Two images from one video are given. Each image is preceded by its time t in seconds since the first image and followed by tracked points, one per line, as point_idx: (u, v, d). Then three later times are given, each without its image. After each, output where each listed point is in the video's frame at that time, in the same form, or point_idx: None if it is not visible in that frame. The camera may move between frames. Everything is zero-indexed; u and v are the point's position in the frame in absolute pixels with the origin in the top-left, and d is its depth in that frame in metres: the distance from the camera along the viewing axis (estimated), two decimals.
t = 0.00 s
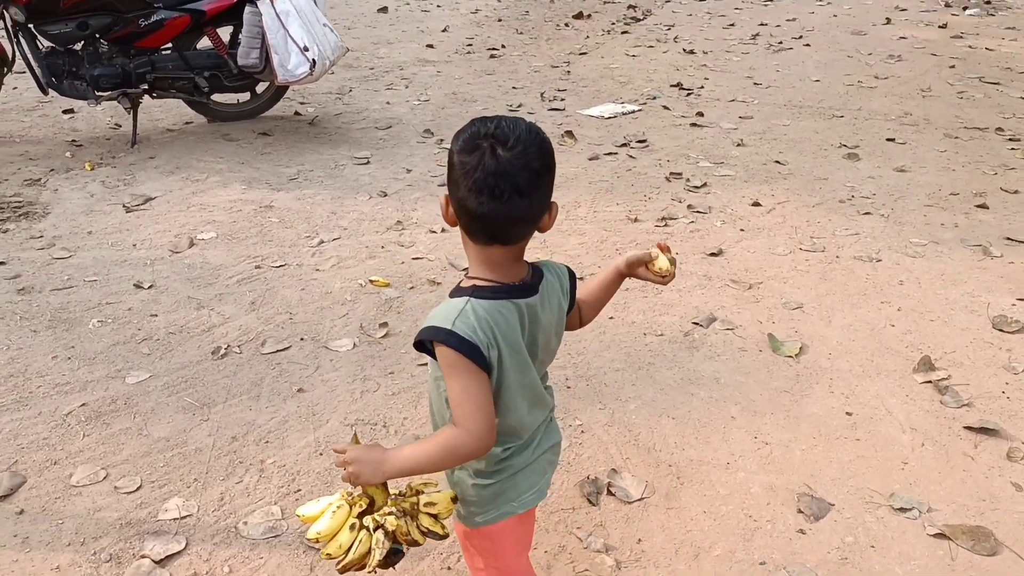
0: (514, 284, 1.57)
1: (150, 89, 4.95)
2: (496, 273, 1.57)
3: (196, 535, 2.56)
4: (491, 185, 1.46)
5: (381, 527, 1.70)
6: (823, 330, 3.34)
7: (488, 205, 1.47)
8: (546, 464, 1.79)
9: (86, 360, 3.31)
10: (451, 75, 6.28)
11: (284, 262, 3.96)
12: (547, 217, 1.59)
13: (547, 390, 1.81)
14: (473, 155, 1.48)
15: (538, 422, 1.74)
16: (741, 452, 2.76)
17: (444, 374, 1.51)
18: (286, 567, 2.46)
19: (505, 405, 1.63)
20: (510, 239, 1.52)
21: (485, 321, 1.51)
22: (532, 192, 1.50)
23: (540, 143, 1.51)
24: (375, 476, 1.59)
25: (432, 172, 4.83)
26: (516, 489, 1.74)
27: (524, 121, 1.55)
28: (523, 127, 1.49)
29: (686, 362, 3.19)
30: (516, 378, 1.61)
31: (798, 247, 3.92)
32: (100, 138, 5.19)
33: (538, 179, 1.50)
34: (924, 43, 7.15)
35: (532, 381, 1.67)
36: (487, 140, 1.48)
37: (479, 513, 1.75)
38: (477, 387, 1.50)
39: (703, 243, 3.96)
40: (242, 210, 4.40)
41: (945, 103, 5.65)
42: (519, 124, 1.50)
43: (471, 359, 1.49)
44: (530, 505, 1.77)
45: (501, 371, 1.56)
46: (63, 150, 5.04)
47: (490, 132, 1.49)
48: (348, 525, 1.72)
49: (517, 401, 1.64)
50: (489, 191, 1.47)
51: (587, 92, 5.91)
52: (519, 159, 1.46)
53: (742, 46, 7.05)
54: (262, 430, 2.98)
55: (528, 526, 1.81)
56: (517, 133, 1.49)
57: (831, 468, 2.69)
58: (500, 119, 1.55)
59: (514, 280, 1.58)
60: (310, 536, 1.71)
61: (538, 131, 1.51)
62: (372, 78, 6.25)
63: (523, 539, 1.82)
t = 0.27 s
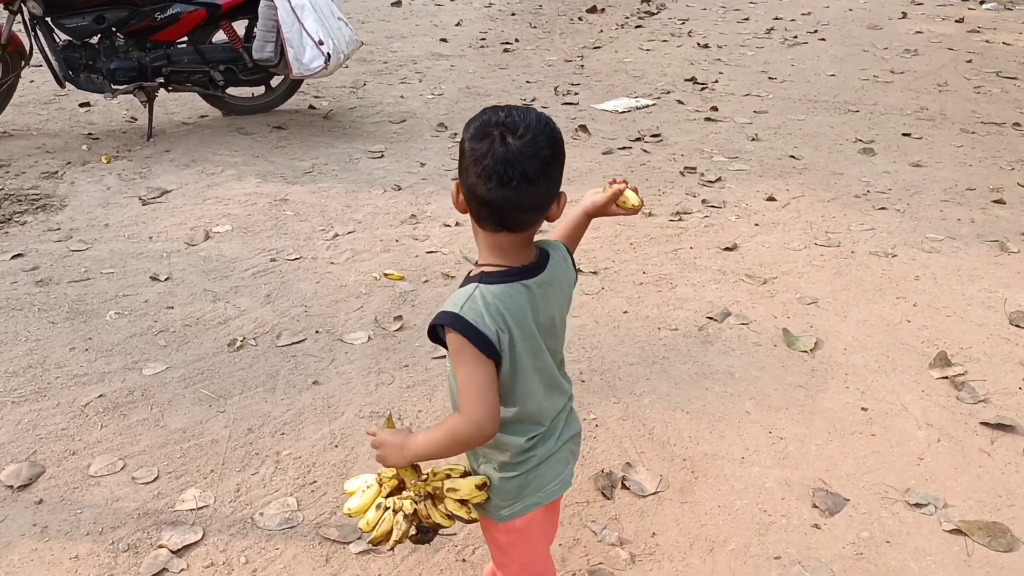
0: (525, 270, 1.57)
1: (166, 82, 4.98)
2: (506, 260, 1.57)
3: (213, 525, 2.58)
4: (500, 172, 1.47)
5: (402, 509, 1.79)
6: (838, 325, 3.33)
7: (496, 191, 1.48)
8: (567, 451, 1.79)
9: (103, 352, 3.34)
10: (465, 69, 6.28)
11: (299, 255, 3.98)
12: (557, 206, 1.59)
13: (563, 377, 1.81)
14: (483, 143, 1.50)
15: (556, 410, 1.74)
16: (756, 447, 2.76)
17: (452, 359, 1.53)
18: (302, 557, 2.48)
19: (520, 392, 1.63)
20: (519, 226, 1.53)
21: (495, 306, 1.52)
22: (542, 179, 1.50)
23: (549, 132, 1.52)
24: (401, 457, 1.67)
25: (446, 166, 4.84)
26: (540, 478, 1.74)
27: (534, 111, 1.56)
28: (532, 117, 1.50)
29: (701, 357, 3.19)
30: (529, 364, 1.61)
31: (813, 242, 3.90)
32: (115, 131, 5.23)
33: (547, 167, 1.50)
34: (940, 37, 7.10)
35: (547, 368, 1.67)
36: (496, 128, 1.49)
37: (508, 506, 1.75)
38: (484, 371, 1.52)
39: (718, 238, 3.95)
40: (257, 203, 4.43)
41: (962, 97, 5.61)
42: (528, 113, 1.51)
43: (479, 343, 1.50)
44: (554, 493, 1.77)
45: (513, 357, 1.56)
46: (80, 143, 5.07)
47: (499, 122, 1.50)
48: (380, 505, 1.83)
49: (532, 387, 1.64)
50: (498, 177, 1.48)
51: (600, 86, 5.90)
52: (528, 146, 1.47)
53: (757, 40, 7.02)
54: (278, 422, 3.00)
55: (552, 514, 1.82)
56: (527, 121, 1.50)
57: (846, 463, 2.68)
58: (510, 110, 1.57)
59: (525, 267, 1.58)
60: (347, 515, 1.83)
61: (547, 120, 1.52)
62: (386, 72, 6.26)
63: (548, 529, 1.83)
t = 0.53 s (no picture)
0: (540, 267, 1.58)
1: (177, 87, 5.02)
2: (522, 256, 1.58)
3: (227, 530, 2.59)
4: (518, 170, 1.47)
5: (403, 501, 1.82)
6: (850, 327, 3.32)
7: (513, 188, 1.49)
8: (579, 448, 1.79)
9: (117, 357, 3.36)
10: (475, 72, 6.29)
11: (311, 259, 3.99)
12: (573, 207, 1.59)
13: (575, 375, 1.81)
14: (502, 142, 1.50)
15: (569, 405, 1.74)
16: (768, 450, 2.75)
17: (461, 351, 1.56)
18: (315, 562, 2.49)
19: (532, 386, 1.63)
20: (534, 224, 1.53)
21: (509, 299, 1.53)
22: (558, 180, 1.51)
23: (567, 133, 1.52)
24: (400, 448, 1.71)
25: (456, 169, 4.85)
26: (552, 475, 1.73)
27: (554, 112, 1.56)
28: (551, 117, 1.50)
29: (712, 360, 3.19)
30: (541, 358, 1.62)
31: (824, 243, 3.89)
32: (127, 136, 5.26)
33: (565, 167, 1.51)
34: (951, 35, 7.06)
35: (558, 363, 1.67)
36: (515, 127, 1.50)
37: (520, 504, 1.74)
38: (492, 364, 1.54)
39: (729, 239, 3.95)
40: (268, 207, 4.45)
41: (974, 96, 5.58)
42: (547, 114, 1.51)
43: (491, 335, 1.51)
44: (567, 490, 1.77)
45: (525, 350, 1.57)
46: (93, 148, 5.11)
47: (519, 121, 1.51)
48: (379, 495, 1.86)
49: (544, 381, 1.65)
50: (516, 176, 1.48)
51: (610, 88, 5.90)
52: (546, 147, 1.47)
53: (766, 40, 7.00)
54: (291, 427, 3.01)
55: (566, 512, 1.82)
56: (545, 122, 1.50)
57: (859, 466, 2.67)
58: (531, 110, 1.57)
59: (540, 265, 1.59)
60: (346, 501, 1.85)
61: (566, 121, 1.52)
62: (395, 75, 6.28)
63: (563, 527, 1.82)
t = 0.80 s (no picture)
0: (548, 268, 1.60)
1: (189, 97, 5.06)
2: (529, 256, 1.59)
3: (240, 538, 2.60)
4: (527, 175, 1.49)
5: (388, 483, 1.84)
6: (863, 333, 3.31)
7: (521, 191, 1.50)
8: (578, 448, 1.80)
9: (130, 366, 3.38)
10: (484, 80, 6.31)
11: (322, 268, 4.01)
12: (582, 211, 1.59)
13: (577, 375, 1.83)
14: (514, 145, 1.50)
15: (570, 404, 1.76)
16: (781, 457, 2.74)
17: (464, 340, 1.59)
18: (328, 570, 2.50)
19: (534, 382, 1.65)
20: (542, 227, 1.55)
21: (514, 295, 1.56)
22: (567, 185, 1.51)
23: (579, 139, 1.52)
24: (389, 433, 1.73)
25: (466, 176, 4.86)
26: (551, 472, 1.75)
27: (570, 117, 1.56)
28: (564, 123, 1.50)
29: (724, 366, 3.18)
30: (544, 355, 1.64)
31: (836, 249, 3.88)
32: (140, 146, 5.30)
33: (574, 173, 1.51)
34: (962, 40, 7.04)
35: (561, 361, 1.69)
36: (528, 131, 1.50)
37: (519, 501, 1.76)
38: (490, 357, 1.57)
39: (740, 246, 3.94)
40: (279, 216, 4.47)
41: (985, 101, 5.55)
42: (560, 119, 1.51)
43: (493, 327, 1.55)
44: (566, 488, 1.78)
45: (526, 346, 1.60)
46: (105, 158, 5.15)
47: (532, 125, 1.51)
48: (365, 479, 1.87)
49: (546, 378, 1.67)
50: (525, 180, 1.49)
51: (619, 94, 5.91)
52: (556, 153, 1.47)
53: (776, 46, 6.99)
54: (302, 434, 3.02)
55: (564, 510, 1.83)
56: (558, 128, 1.50)
57: (873, 473, 2.66)
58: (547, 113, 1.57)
59: (547, 266, 1.60)
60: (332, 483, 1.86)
61: (579, 128, 1.52)
62: (405, 83, 6.30)
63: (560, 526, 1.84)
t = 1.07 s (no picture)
0: (549, 270, 1.60)
1: (199, 98, 5.08)
2: (534, 257, 1.60)
3: (250, 538, 2.61)
4: (530, 174, 1.51)
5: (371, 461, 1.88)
6: (873, 336, 3.30)
7: (525, 190, 1.52)
8: (577, 455, 1.78)
9: (141, 365, 3.39)
10: (493, 81, 6.32)
11: (332, 268, 4.02)
12: (587, 211, 1.61)
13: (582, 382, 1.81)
14: (518, 145, 1.53)
15: (569, 409, 1.74)
16: (791, 460, 2.73)
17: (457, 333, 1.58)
18: (338, 570, 2.50)
19: (530, 383, 1.65)
20: (546, 227, 1.56)
21: (513, 295, 1.56)
22: (570, 184, 1.53)
23: (582, 139, 1.54)
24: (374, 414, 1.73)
25: (476, 178, 4.86)
26: (544, 476, 1.73)
27: (573, 119, 1.58)
28: (566, 124, 1.52)
29: (734, 369, 3.17)
30: (542, 357, 1.64)
31: (846, 251, 3.87)
32: (150, 147, 5.33)
33: (577, 172, 1.53)
34: (972, 42, 7.02)
35: (561, 364, 1.69)
36: (530, 132, 1.53)
37: (506, 497, 1.75)
38: (481, 354, 1.56)
39: (750, 248, 3.93)
40: (289, 217, 4.48)
41: (996, 104, 5.54)
42: (562, 120, 1.53)
43: (488, 325, 1.54)
44: (557, 493, 1.76)
45: (523, 346, 1.60)
46: (116, 158, 5.17)
47: (534, 126, 1.53)
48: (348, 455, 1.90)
49: (543, 379, 1.67)
50: (528, 179, 1.51)
51: (628, 96, 5.91)
52: (558, 152, 1.49)
53: (785, 48, 6.98)
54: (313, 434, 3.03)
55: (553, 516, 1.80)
56: (560, 128, 1.52)
57: (884, 476, 2.65)
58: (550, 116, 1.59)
59: (552, 266, 1.61)
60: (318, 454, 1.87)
61: (582, 128, 1.54)
62: (415, 85, 6.31)
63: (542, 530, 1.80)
